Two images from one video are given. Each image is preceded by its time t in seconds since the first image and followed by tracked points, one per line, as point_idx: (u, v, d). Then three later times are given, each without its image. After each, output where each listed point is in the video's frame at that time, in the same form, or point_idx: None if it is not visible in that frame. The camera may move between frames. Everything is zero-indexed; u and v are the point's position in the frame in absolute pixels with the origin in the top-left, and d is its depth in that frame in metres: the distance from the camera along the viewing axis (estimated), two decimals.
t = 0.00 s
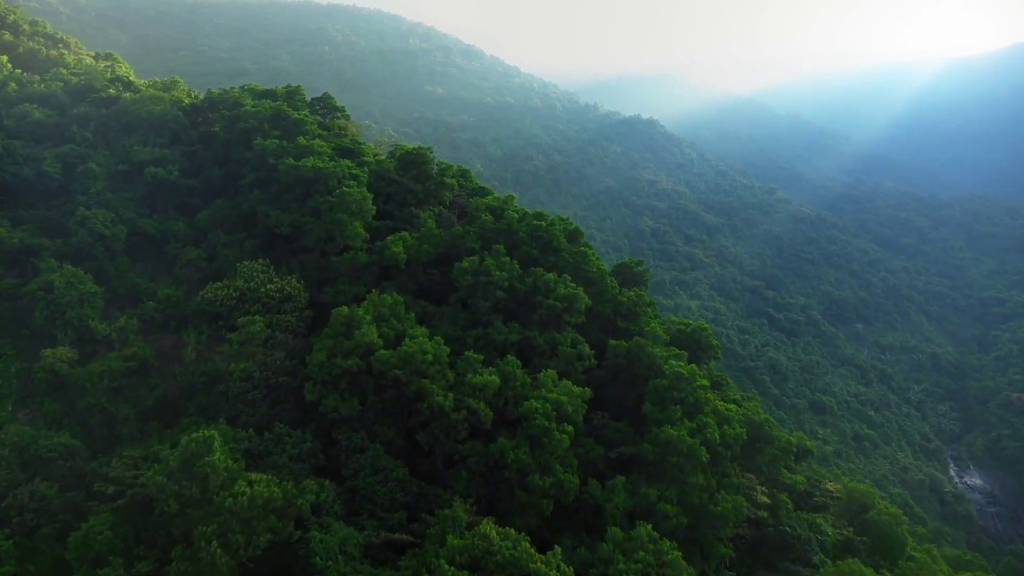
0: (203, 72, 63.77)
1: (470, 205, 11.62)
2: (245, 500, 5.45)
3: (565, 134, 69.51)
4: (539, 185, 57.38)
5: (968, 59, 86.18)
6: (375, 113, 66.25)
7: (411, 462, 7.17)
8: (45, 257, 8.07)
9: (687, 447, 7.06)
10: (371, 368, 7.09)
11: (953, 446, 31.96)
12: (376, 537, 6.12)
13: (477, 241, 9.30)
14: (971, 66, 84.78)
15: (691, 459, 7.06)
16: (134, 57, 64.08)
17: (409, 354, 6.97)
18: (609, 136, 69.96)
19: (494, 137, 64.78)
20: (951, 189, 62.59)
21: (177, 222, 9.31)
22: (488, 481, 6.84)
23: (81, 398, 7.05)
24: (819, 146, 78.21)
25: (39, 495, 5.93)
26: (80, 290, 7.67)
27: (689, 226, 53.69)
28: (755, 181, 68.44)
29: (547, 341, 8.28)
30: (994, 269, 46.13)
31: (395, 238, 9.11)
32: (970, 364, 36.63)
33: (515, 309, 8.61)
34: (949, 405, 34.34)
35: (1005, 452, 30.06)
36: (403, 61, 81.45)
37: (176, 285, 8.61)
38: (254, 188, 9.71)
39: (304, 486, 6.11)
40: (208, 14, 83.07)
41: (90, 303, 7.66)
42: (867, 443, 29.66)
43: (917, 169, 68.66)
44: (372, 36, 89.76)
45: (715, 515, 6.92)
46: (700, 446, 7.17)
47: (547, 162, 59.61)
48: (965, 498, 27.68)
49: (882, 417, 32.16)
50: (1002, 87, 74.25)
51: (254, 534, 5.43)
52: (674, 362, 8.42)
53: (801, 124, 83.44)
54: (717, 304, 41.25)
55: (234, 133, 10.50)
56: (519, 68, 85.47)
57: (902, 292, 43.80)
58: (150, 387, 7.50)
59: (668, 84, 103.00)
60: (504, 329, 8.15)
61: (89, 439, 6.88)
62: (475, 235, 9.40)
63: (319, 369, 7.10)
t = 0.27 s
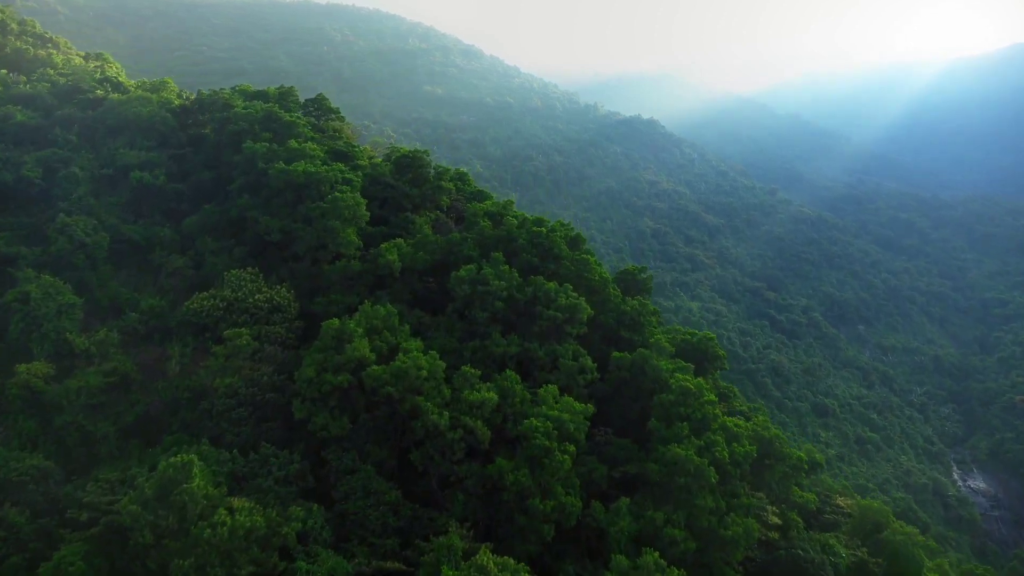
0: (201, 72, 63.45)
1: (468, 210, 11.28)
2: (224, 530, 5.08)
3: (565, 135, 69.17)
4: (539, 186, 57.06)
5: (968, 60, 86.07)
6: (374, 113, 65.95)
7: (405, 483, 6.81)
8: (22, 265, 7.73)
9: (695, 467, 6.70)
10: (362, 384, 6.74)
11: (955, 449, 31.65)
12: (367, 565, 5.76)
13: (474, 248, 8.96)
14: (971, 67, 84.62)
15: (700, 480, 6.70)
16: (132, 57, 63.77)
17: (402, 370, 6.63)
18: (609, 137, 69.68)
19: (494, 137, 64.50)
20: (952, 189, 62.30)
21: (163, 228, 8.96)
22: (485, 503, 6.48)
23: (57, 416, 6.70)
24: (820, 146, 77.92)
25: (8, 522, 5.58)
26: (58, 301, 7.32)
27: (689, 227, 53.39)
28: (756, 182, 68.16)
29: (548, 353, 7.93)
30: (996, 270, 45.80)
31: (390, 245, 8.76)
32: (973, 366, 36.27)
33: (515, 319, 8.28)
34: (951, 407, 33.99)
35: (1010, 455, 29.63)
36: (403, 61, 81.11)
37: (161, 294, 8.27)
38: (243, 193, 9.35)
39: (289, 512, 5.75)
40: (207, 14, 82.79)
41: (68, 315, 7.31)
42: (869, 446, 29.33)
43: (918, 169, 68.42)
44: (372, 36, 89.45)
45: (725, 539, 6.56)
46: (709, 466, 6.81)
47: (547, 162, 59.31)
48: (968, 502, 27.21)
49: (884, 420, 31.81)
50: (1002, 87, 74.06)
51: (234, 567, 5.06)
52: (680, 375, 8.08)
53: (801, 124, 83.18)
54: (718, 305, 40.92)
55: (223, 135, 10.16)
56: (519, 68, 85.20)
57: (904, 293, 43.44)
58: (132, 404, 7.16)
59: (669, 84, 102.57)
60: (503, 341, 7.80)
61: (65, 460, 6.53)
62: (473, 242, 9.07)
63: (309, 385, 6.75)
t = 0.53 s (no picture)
0: (198, 72, 62.94)
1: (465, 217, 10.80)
2: None
3: (565, 135, 68.71)
4: (539, 187, 56.57)
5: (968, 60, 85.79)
6: (373, 113, 65.43)
7: (395, 516, 6.32)
8: None
9: (707, 500, 6.20)
10: (349, 410, 6.25)
11: (960, 454, 31.26)
12: None
13: (471, 259, 8.48)
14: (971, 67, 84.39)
15: (713, 514, 6.19)
16: (129, 57, 63.23)
17: (392, 395, 6.14)
18: (610, 137, 69.17)
19: (493, 138, 64.04)
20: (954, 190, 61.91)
21: (142, 238, 8.49)
22: (481, 540, 5.98)
23: (19, 445, 6.21)
24: (821, 146, 77.41)
25: None
26: (23, 319, 6.83)
27: (691, 228, 52.92)
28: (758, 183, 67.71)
29: (549, 373, 7.45)
30: (1000, 272, 45.33)
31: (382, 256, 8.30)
32: (977, 369, 35.83)
33: (514, 336, 7.79)
34: (955, 411, 33.58)
35: (1015, 460, 29.32)
36: (403, 61, 80.57)
37: (138, 309, 7.78)
38: (226, 200, 8.86)
39: (266, 555, 5.26)
40: (206, 13, 82.17)
41: (35, 333, 6.84)
42: (874, 451, 28.84)
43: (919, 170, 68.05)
44: (371, 36, 88.97)
45: None
46: (723, 499, 6.31)
47: (547, 163, 58.83)
48: (975, 508, 26.73)
49: (888, 424, 31.37)
50: (1003, 87, 73.72)
51: None
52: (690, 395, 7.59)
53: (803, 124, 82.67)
54: (720, 308, 40.43)
55: (208, 139, 9.69)
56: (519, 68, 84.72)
57: (907, 294, 42.99)
58: (102, 429, 6.68)
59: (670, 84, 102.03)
60: (501, 360, 7.31)
61: (29, 494, 6.07)
62: (469, 253, 8.59)
63: (291, 410, 6.26)
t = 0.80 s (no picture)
0: (196, 72, 62.47)
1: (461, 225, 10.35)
2: None
3: (565, 136, 68.21)
4: (539, 188, 56.11)
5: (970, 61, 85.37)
6: (372, 114, 64.92)
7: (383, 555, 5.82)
8: None
9: (724, 539, 5.70)
10: (333, 440, 5.75)
11: (965, 458, 30.82)
12: None
13: (467, 272, 8.00)
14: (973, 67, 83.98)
15: (730, 554, 5.69)
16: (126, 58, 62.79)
17: (379, 425, 5.64)
18: (610, 137, 68.65)
19: (493, 138, 63.55)
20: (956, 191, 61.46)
21: (118, 249, 8.03)
22: None
23: None
24: (823, 147, 76.93)
25: None
26: None
27: (692, 230, 52.45)
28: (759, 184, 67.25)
29: (550, 395, 6.94)
30: (1004, 273, 44.86)
31: (372, 269, 7.82)
32: (982, 372, 35.34)
33: (513, 355, 7.30)
34: (960, 415, 33.09)
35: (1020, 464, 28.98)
36: (402, 61, 79.95)
37: (112, 326, 7.31)
38: (208, 208, 8.38)
39: None
40: (204, 13, 81.67)
41: None
42: (878, 456, 28.41)
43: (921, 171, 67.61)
44: (370, 36, 88.32)
45: None
46: (741, 537, 5.79)
47: (547, 164, 58.34)
48: (980, 514, 26.26)
49: (892, 429, 30.89)
50: (1005, 87, 73.30)
51: None
52: (701, 419, 7.10)
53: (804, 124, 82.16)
54: (722, 310, 39.95)
55: (190, 144, 9.22)
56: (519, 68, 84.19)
57: (911, 296, 42.49)
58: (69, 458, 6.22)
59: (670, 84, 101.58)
60: (499, 381, 6.82)
61: None
62: (466, 264, 8.10)
63: (271, 440, 5.76)
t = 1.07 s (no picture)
0: (194, 72, 62.13)
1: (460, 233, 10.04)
2: None
3: (565, 136, 67.82)
4: (539, 189, 55.71)
5: (971, 62, 85.10)
6: (371, 114, 64.51)
7: None
8: None
9: None
10: (317, 470, 5.33)
11: (968, 462, 30.50)
12: None
13: (464, 283, 7.60)
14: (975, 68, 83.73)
15: None
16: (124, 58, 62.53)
17: (367, 455, 5.22)
18: (610, 138, 68.26)
19: (492, 139, 63.20)
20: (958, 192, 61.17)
21: (95, 260, 7.63)
22: None
23: None
24: (824, 147, 76.56)
25: None
26: None
27: (693, 231, 52.11)
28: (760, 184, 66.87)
29: (551, 417, 6.52)
30: (1007, 274, 44.48)
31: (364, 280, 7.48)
32: (986, 375, 34.88)
33: (512, 373, 6.89)
34: (964, 418, 32.63)
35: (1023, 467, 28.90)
36: (401, 61, 79.49)
37: (86, 342, 6.91)
38: (190, 217, 7.97)
39: None
40: (203, 12, 81.34)
41: None
42: (882, 461, 27.98)
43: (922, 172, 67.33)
44: (369, 36, 87.91)
45: None
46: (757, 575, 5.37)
47: (547, 165, 57.99)
48: (985, 520, 25.86)
49: (896, 433, 30.47)
50: (1007, 87, 73.05)
51: None
52: (712, 442, 6.67)
53: (805, 124, 81.84)
54: (723, 312, 39.59)
55: (174, 148, 8.83)
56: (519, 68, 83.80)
57: (914, 298, 42.04)
58: (34, 487, 5.82)
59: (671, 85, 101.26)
60: (497, 402, 6.43)
61: None
62: (462, 276, 7.70)
63: (251, 470, 5.36)
